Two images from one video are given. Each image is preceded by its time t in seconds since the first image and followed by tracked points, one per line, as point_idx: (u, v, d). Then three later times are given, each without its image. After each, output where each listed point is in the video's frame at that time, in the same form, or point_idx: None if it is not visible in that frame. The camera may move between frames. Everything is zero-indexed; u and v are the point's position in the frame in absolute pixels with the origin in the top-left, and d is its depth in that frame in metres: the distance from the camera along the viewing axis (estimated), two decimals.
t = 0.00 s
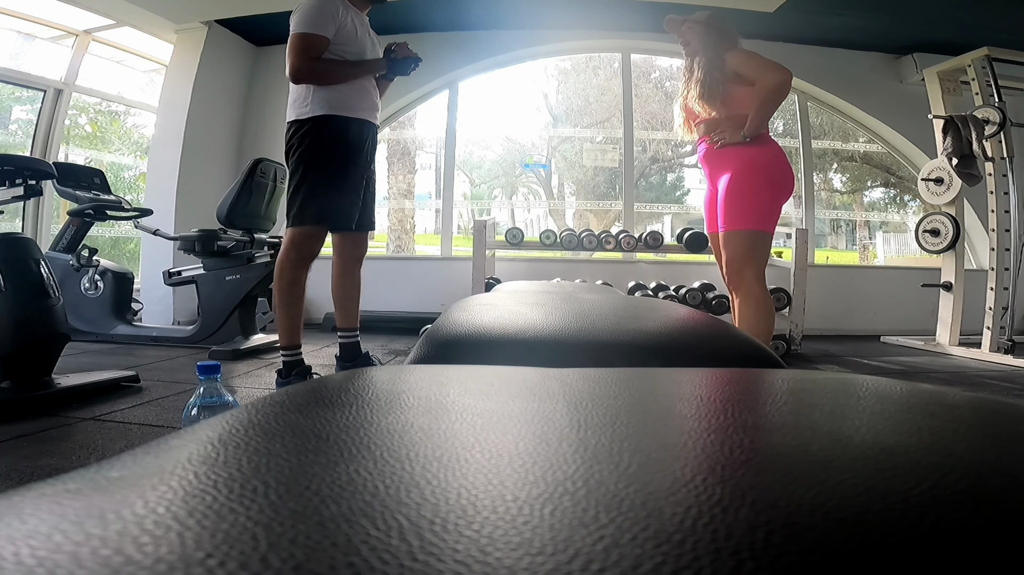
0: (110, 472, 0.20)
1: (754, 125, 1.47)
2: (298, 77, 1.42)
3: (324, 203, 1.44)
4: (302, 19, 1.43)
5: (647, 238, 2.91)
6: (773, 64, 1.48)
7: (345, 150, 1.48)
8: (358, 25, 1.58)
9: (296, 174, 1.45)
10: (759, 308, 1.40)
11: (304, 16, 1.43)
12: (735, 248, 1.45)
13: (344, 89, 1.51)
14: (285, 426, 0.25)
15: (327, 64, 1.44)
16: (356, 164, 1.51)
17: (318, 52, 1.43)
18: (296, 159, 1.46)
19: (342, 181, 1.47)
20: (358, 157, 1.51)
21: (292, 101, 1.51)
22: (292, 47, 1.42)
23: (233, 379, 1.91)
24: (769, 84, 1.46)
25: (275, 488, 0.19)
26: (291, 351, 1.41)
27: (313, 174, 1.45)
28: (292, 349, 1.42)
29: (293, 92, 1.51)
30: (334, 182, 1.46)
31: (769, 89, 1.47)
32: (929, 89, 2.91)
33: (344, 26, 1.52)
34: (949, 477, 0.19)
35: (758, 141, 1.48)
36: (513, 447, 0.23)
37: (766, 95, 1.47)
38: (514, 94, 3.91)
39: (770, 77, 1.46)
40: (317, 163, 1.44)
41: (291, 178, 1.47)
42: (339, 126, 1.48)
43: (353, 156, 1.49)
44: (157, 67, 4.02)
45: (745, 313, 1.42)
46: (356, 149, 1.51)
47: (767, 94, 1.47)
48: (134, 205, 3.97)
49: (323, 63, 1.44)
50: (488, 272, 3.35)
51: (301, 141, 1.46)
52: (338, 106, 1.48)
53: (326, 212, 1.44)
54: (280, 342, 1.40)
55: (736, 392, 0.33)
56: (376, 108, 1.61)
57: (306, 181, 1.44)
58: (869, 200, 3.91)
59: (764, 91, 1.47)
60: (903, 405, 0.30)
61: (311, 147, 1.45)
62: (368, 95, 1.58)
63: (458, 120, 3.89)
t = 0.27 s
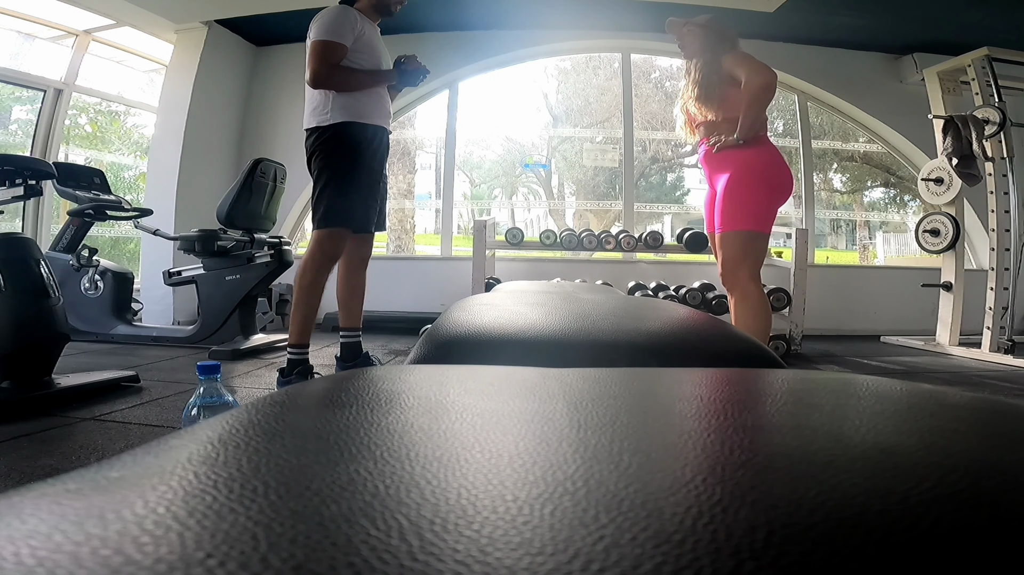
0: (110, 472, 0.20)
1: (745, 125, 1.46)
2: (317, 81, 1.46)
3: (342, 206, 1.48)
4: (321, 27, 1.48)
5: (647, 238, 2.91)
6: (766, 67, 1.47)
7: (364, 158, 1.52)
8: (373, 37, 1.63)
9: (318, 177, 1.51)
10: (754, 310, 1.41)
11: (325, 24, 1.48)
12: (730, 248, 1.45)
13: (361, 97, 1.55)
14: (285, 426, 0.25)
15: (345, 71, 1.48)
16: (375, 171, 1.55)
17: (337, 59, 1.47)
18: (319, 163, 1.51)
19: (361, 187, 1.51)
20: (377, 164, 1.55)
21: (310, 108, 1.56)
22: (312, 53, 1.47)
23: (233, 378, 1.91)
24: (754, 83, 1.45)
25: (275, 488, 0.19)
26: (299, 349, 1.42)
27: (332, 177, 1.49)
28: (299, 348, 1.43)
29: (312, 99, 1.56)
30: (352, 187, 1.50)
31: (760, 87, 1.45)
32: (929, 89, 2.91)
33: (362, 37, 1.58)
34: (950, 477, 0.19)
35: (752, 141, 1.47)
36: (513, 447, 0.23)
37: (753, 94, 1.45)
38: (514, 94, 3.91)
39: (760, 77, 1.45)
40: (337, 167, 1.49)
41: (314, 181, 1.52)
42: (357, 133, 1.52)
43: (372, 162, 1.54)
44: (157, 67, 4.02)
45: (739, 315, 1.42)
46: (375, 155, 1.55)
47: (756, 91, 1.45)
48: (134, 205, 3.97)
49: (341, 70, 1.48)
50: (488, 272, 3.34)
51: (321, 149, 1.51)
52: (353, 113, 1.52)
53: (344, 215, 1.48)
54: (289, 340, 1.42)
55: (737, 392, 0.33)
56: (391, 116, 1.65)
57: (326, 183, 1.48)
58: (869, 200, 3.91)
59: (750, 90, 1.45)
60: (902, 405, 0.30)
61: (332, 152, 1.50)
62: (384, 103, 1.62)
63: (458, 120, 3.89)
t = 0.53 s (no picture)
0: (110, 472, 0.20)
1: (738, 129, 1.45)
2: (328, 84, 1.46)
3: (353, 209, 1.49)
4: (333, 31, 1.48)
5: (647, 238, 2.91)
6: (760, 72, 1.45)
7: (375, 160, 1.53)
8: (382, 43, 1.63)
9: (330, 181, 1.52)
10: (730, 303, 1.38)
11: (337, 28, 1.49)
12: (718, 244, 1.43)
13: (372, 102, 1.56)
14: (284, 426, 0.25)
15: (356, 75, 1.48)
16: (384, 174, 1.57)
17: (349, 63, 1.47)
18: (331, 167, 1.52)
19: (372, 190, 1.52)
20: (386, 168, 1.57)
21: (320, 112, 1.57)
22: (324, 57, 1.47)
23: (233, 378, 1.91)
24: (744, 89, 1.44)
25: (275, 488, 0.19)
26: (305, 347, 1.42)
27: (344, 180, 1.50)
28: (304, 347, 1.43)
29: (323, 103, 1.57)
30: (363, 189, 1.51)
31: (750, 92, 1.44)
32: (929, 89, 2.91)
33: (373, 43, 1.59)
34: (950, 477, 0.19)
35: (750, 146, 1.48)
36: (513, 448, 0.23)
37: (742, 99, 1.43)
38: (514, 94, 3.91)
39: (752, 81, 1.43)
40: (348, 171, 1.50)
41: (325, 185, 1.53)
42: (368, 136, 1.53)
43: (382, 166, 1.55)
44: (157, 67, 4.02)
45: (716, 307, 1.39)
46: (385, 159, 1.57)
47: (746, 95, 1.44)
48: (134, 205, 3.97)
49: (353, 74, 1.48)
50: (488, 272, 3.34)
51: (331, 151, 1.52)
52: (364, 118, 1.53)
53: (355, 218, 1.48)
54: (294, 338, 1.42)
55: (737, 392, 0.33)
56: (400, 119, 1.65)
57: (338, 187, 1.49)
58: (869, 200, 3.91)
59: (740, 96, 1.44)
60: (902, 406, 0.30)
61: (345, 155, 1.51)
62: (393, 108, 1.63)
63: (458, 120, 3.89)
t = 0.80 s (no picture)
0: (110, 472, 0.20)
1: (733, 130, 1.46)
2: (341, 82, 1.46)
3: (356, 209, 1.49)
4: (345, 31, 1.49)
5: (647, 238, 2.92)
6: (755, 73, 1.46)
7: (377, 160, 1.54)
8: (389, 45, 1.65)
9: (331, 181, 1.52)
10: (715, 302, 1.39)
11: (348, 27, 1.49)
12: (710, 242, 1.43)
13: (375, 101, 1.56)
14: (284, 426, 0.25)
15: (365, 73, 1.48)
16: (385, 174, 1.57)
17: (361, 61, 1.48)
18: (332, 167, 1.52)
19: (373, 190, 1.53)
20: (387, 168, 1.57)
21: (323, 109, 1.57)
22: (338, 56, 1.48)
23: (233, 379, 1.91)
24: (742, 90, 1.43)
25: (275, 488, 0.19)
26: (308, 347, 1.43)
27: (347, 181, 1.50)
28: (307, 346, 1.43)
29: (326, 100, 1.57)
30: (365, 190, 1.51)
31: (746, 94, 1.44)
32: (928, 89, 2.91)
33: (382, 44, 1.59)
34: (949, 476, 0.19)
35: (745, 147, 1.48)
36: (513, 447, 0.23)
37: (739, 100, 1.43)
38: (514, 94, 3.91)
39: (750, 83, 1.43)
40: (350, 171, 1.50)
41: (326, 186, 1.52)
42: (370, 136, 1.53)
43: (382, 166, 1.56)
44: (157, 67, 4.02)
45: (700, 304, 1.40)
46: (385, 159, 1.57)
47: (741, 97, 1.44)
48: (134, 205, 3.97)
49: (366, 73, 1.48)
50: (488, 272, 3.34)
51: (332, 151, 1.51)
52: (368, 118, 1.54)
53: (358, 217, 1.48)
54: (296, 337, 1.42)
55: (737, 392, 0.33)
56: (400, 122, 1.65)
57: (340, 187, 1.49)
58: (869, 200, 3.91)
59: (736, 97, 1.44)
60: (901, 405, 0.30)
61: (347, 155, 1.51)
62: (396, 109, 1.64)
63: (458, 120, 3.89)
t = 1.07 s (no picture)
0: (110, 472, 0.20)
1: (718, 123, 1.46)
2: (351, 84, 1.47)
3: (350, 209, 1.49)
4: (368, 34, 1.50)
5: (647, 238, 2.92)
6: (744, 67, 1.45)
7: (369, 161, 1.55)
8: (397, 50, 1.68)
9: (321, 180, 1.51)
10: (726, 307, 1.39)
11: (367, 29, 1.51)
12: (716, 245, 1.44)
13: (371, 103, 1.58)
14: (284, 426, 0.25)
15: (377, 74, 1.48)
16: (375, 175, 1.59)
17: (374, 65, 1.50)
18: (324, 165, 1.51)
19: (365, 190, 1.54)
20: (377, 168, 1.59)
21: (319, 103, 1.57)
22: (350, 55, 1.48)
23: (233, 378, 1.91)
24: (728, 84, 1.44)
25: (275, 488, 0.19)
26: (306, 347, 1.42)
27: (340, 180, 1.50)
28: (305, 345, 1.43)
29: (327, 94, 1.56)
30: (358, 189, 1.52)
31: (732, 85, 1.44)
32: (928, 89, 2.91)
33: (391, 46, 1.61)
34: (949, 477, 0.19)
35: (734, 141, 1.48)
36: (513, 447, 0.23)
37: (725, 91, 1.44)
38: (514, 94, 3.91)
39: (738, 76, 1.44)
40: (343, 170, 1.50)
41: (318, 184, 1.51)
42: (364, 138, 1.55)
43: (373, 167, 1.57)
44: (157, 67, 4.02)
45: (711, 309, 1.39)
46: (377, 160, 1.59)
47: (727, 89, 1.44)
48: (134, 205, 3.97)
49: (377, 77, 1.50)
50: (488, 272, 3.34)
51: (327, 148, 1.51)
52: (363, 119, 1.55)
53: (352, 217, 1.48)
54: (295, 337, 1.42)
55: (736, 392, 0.33)
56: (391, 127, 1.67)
57: (334, 186, 1.49)
58: (869, 200, 3.91)
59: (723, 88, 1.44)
60: (902, 405, 0.30)
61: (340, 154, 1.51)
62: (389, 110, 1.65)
63: (458, 120, 3.89)
